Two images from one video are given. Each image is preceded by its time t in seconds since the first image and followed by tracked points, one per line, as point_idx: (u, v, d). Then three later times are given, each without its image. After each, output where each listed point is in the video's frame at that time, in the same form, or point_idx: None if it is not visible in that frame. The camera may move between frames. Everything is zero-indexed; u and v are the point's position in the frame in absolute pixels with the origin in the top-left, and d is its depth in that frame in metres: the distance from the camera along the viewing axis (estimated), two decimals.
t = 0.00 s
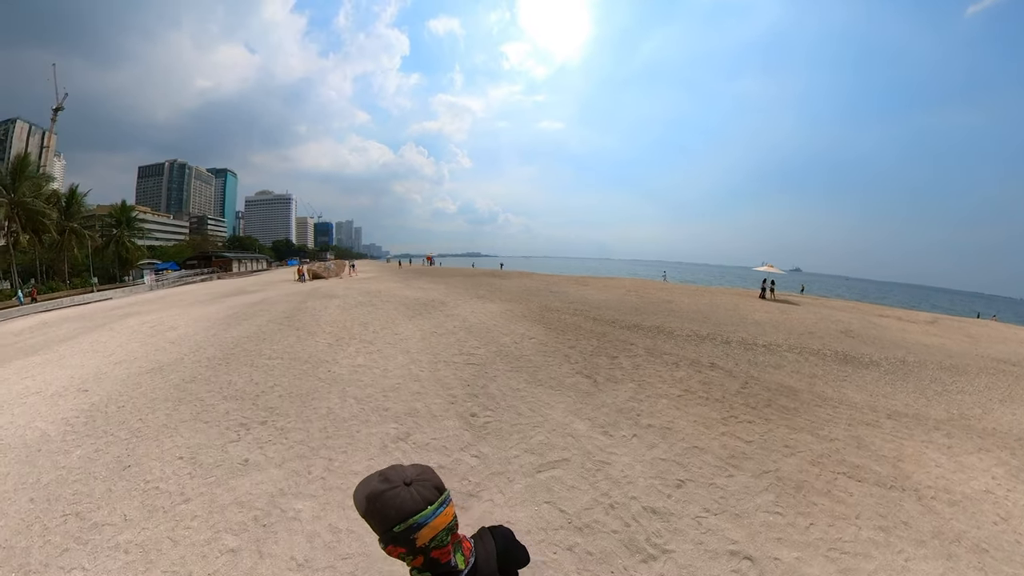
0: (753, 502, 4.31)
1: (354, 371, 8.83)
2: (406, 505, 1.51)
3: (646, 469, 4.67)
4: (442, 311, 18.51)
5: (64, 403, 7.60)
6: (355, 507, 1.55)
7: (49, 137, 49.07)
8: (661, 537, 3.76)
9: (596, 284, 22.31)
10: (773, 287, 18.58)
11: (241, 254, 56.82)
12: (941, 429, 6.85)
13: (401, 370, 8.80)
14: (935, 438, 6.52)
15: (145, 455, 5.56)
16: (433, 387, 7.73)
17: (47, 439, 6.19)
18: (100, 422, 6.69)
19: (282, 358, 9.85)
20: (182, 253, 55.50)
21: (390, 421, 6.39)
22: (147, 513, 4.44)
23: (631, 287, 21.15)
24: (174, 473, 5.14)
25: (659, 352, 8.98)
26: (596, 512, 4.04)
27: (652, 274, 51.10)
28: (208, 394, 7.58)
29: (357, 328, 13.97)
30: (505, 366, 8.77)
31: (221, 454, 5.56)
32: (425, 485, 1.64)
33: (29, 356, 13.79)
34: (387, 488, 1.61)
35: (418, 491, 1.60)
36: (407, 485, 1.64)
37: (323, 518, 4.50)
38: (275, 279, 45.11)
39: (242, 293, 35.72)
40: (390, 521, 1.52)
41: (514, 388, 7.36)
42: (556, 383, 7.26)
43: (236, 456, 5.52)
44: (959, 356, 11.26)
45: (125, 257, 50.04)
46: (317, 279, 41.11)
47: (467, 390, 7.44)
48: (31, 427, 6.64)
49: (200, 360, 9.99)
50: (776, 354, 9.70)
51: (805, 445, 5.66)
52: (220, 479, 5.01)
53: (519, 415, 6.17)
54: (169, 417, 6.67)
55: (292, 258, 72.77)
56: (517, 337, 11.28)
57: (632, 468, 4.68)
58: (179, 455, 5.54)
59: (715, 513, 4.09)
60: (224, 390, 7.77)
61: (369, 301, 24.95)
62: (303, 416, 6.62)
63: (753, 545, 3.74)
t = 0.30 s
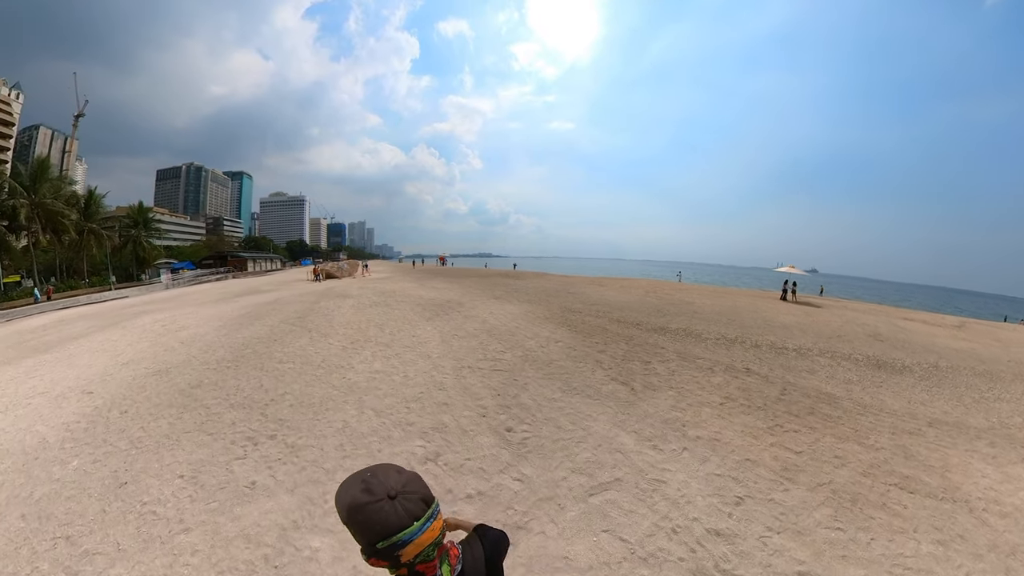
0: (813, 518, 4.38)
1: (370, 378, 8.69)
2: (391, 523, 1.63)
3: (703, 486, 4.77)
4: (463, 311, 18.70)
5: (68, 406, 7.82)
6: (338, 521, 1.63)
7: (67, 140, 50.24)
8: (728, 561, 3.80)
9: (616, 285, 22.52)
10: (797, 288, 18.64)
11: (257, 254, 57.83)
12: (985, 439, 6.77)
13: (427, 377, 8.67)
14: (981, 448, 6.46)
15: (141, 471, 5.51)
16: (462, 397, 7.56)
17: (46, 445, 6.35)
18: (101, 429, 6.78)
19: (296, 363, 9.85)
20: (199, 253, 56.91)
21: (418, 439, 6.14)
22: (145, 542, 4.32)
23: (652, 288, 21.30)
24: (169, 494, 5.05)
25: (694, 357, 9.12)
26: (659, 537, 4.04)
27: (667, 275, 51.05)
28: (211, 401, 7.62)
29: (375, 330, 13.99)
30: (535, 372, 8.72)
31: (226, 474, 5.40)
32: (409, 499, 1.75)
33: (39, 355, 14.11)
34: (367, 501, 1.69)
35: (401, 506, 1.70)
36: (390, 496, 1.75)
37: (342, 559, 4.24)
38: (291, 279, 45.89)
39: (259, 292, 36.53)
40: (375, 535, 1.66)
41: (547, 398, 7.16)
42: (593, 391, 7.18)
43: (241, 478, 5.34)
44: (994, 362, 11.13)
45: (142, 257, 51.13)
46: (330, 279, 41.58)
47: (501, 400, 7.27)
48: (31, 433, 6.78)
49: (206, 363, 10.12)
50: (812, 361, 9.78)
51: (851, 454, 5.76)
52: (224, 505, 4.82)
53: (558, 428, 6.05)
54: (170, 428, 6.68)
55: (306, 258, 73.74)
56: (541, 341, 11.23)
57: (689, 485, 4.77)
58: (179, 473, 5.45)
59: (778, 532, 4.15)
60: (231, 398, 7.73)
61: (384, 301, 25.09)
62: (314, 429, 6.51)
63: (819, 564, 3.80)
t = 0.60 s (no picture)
0: (864, 538, 4.50)
1: (394, 394, 8.51)
2: (425, 511, 1.66)
3: (756, 507, 4.85)
4: (483, 313, 18.92)
5: (75, 415, 7.86)
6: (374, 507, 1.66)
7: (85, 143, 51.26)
8: None
9: (635, 288, 22.69)
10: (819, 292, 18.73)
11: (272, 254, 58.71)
12: None
13: (458, 392, 8.51)
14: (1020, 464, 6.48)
15: (148, 500, 5.28)
16: (497, 414, 7.47)
17: (50, 461, 6.26)
18: (104, 445, 6.68)
19: (317, 374, 9.74)
20: (215, 253, 57.94)
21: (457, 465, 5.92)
22: None
23: (672, 290, 21.42)
24: (179, 531, 4.78)
25: (727, 366, 9.24)
26: (723, 565, 4.08)
27: (680, 276, 51.14)
28: (221, 419, 7.50)
29: (395, 335, 14.00)
30: (570, 384, 8.58)
31: (241, 508, 5.14)
32: (446, 492, 1.78)
33: (52, 358, 14.27)
34: (407, 491, 1.73)
35: (436, 498, 1.73)
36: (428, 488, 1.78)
37: None
38: (307, 279, 46.58)
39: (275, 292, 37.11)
40: (408, 524, 1.68)
41: (585, 415, 7.07)
42: (633, 405, 7.19)
43: (259, 513, 5.08)
44: None
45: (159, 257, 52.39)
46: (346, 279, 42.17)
47: (538, 418, 7.12)
48: (35, 446, 6.75)
49: (218, 371, 10.12)
50: (845, 371, 9.82)
51: (893, 469, 5.86)
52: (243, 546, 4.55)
53: (604, 449, 6.02)
54: (181, 447, 6.52)
55: (319, 258, 74.64)
56: (569, 349, 11.15)
57: (743, 507, 4.84)
58: (189, 505, 5.19)
59: (833, 553, 4.27)
60: (242, 416, 7.57)
61: (401, 303, 25.28)
62: (336, 453, 6.32)
63: None
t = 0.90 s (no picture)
0: (923, 555, 4.47)
1: (415, 404, 7.99)
2: (448, 492, 1.63)
3: (814, 525, 4.75)
4: (502, 314, 18.99)
5: (75, 418, 7.70)
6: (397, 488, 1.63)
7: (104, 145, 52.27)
8: None
9: (654, 289, 22.75)
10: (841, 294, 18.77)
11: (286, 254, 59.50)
12: None
13: (487, 402, 7.94)
14: None
15: (143, 522, 4.73)
16: (532, 428, 6.92)
17: (44, 470, 5.93)
18: (98, 455, 6.31)
19: (333, 381, 9.28)
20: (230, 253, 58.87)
21: (494, 490, 5.30)
22: None
23: (691, 292, 21.39)
24: (175, 562, 4.18)
25: (762, 372, 9.21)
26: None
27: (693, 277, 51.40)
28: (226, 428, 7.06)
29: (412, 338, 13.72)
30: (605, 392, 7.99)
31: (246, 539, 4.51)
32: (468, 476, 1.75)
33: (59, 357, 14.19)
34: (431, 472, 1.71)
35: (461, 481, 1.72)
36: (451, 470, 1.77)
37: None
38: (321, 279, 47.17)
39: (288, 292, 37.46)
40: (431, 503, 1.65)
41: (626, 426, 6.68)
42: (676, 415, 6.94)
43: (264, 547, 4.44)
44: None
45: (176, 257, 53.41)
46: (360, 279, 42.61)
47: (577, 432, 6.61)
48: (33, 450, 6.52)
49: (227, 374, 9.94)
50: (880, 376, 9.83)
51: (942, 481, 5.86)
52: None
53: (653, 467, 5.68)
54: (179, 462, 6.04)
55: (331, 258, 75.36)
56: (598, 351, 10.59)
57: (802, 526, 4.72)
58: (186, 532, 4.58)
59: (897, 573, 4.21)
60: (251, 425, 7.15)
61: (415, 304, 25.22)
62: (352, 474, 5.75)
63: None
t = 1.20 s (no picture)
0: None
1: (434, 422, 7.68)
2: (431, 501, 1.91)
3: (866, 553, 4.65)
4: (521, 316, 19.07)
5: (78, 425, 7.83)
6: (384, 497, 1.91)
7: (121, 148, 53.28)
8: None
9: (674, 291, 22.70)
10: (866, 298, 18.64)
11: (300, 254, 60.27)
12: None
13: (514, 420, 7.49)
14: None
15: (137, 552, 4.69)
16: (565, 449, 6.51)
17: (42, 481, 6.08)
18: (94, 469, 6.36)
19: (347, 393, 8.94)
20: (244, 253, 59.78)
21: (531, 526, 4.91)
22: None
23: (711, 295, 21.31)
24: None
25: (796, 381, 9.28)
26: None
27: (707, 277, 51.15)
28: (228, 444, 6.93)
29: (427, 343, 13.52)
30: (638, 407, 7.62)
31: None
32: (451, 483, 2.03)
33: (70, 356, 14.36)
34: (416, 480, 2.00)
35: (445, 488, 2.00)
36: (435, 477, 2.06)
37: None
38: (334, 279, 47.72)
39: (302, 292, 37.93)
40: (416, 510, 1.94)
41: (665, 446, 6.39)
42: (716, 433, 6.65)
43: None
44: None
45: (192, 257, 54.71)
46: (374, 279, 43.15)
47: (613, 454, 6.25)
48: (32, 460, 6.69)
49: (234, 380, 9.93)
50: (913, 386, 9.82)
51: (987, 501, 5.85)
52: None
53: (699, 493, 5.41)
54: (178, 480, 6.02)
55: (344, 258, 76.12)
56: (626, 360, 10.11)
57: (855, 554, 4.60)
58: (183, 568, 4.46)
59: None
60: (256, 442, 7.01)
61: (429, 306, 25.19)
62: (366, 506, 5.46)
63: None
